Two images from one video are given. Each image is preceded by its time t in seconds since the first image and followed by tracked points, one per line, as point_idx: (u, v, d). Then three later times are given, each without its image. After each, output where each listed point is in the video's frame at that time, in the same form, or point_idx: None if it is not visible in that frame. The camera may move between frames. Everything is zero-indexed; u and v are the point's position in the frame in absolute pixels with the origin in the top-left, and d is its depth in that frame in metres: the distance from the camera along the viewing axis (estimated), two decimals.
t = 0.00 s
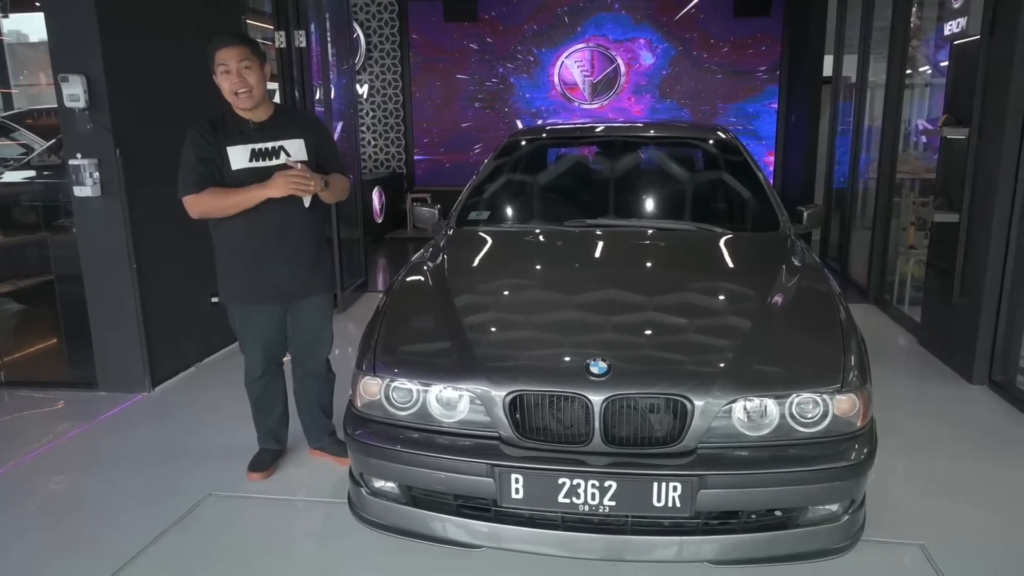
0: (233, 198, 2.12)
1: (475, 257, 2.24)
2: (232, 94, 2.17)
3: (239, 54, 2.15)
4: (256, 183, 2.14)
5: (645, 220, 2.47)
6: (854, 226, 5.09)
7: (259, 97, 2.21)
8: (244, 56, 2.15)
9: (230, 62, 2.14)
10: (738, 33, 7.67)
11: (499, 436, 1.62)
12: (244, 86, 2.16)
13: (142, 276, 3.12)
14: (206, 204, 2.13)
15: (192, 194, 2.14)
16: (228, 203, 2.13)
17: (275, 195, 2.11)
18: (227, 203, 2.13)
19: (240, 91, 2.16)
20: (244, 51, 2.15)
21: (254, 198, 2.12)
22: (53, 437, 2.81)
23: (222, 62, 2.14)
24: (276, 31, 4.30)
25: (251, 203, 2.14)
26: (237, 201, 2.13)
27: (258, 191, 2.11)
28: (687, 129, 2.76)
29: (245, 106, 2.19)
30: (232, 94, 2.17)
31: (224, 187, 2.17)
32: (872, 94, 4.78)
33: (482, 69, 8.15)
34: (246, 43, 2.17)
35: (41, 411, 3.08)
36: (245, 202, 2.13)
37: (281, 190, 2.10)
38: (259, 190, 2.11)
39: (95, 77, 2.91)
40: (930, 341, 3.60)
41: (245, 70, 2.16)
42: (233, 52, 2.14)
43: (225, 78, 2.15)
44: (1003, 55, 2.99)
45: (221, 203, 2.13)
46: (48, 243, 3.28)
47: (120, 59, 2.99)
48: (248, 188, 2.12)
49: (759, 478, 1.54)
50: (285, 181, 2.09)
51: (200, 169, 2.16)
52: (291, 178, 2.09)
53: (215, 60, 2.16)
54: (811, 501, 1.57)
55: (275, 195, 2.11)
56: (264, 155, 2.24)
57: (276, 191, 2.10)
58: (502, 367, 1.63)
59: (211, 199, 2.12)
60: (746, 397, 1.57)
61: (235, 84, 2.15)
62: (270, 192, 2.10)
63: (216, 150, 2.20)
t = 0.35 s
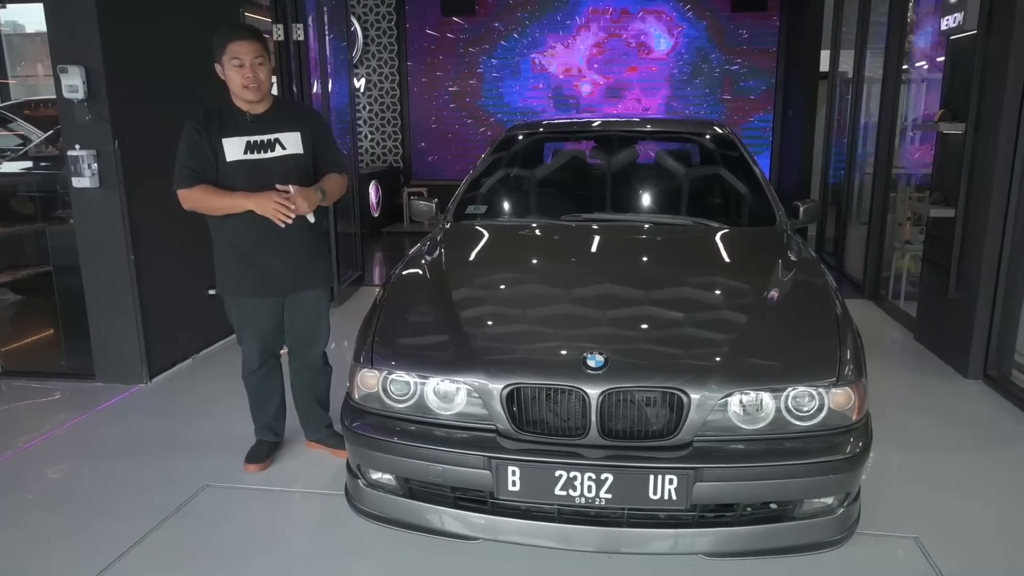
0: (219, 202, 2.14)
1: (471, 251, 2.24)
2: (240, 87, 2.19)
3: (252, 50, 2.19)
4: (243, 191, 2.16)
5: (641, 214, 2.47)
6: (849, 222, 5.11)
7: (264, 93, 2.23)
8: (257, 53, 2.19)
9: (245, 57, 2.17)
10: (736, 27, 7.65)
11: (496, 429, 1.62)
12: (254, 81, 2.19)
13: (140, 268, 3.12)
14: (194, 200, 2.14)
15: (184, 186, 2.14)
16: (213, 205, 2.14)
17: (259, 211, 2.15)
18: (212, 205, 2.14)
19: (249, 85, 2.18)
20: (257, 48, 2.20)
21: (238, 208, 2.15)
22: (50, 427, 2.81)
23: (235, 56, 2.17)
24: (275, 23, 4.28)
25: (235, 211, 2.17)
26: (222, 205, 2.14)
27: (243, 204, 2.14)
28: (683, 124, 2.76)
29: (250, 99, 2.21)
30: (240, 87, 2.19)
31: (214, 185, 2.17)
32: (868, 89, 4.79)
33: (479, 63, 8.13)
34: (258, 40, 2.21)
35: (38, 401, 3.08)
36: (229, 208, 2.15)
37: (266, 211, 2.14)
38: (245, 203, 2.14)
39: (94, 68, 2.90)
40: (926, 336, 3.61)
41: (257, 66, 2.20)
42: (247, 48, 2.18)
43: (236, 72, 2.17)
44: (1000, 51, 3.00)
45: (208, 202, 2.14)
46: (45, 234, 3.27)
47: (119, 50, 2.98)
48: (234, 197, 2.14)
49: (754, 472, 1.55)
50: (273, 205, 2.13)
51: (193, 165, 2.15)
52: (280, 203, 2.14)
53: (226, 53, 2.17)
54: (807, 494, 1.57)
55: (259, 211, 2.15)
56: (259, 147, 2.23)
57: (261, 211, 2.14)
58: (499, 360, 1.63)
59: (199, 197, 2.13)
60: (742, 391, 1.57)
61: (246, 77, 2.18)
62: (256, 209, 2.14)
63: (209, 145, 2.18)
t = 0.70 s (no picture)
0: (205, 180, 2.06)
1: (466, 250, 2.23)
2: (242, 82, 2.18)
3: (255, 46, 2.18)
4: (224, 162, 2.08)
5: (637, 212, 2.47)
6: (845, 220, 5.11)
7: (264, 89, 2.24)
8: (260, 49, 2.19)
9: (248, 52, 2.16)
10: (732, 26, 7.66)
11: (492, 427, 1.62)
12: (256, 76, 2.19)
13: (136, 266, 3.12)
14: (185, 189, 2.09)
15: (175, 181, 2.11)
16: (201, 185, 2.07)
17: (237, 168, 2.04)
18: (201, 186, 2.07)
19: (251, 80, 2.18)
20: (259, 45, 2.20)
21: (220, 176, 2.05)
22: (47, 425, 2.81)
23: (238, 50, 2.15)
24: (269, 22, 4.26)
25: (223, 183, 2.07)
26: (207, 181, 2.06)
27: (222, 170, 2.04)
28: (679, 122, 2.76)
29: (250, 95, 2.21)
30: (243, 83, 2.18)
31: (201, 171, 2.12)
32: (863, 88, 4.80)
33: (476, 61, 8.13)
34: (260, 37, 2.21)
35: (35, 400, 3.08)
36: (214, 181, 2.06)
37: (240, 161, 2.02)
38: (223, 168, 2.04)
39: (91, 67, 2.89)
40: (922, 334, 3.61)
41: (259, 62, 2.20)
42: (250, 43, 2.17)
43: (238, 67, 2.16)
44: (995, 49, 3.00)
45: (196, 186, 2.07)
46: (42, 233, 3.26)
47: (116, 49, 2.98)
48: (216, 168, 2.06)
49: (750, 469, 1.55)
50: (242, 151, 2.01)
51: (185, 162, 2.14)
52: (247, 144, 2.01)
53: (228, 47, 2.15)
54: (803, 492, 1.58)
55: (237, 168, 2.03)
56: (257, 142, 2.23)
57: (237, 164, 2.02)
58: (495, 358, 1.63)
59: (187, 184, 2.08)
60: (738, 388, 1.57)
61: (249, 73, 2.17)
62: (233, 166, 2.02)
63: (205, 141, 2.17)
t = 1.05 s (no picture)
0: (210, 177, 2.05)
1: (463, 247, 2.23)
2: (237, 75, 2.17)
3: (250, 39, 2.18)
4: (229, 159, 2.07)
5: (635, 211, 2.47)
6: (842, 219, 5.10)
7: (260, 84, 2.22)
8: (255, 42, 2.19)
9: (242, 44, 2.16)
10: (730, 24, 7.65)
11: (490, 425, 1.62)
12: (250, 69, 2.18)
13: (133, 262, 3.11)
14: (189, 187, 2.07)
15: (178, 178, 2.10)
16: (205, 183, 2.06)
17: (242, 167, 2.02)
18: (205, 184, 2.06)
19: (245, 72, 2.17)
20: (255, 38, 2.19)
21: (224, 175, 2.04)
22: (43, 421, 2.80)
23: (232, 43, 2.16)
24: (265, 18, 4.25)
25: (227, 181, 2.06)
26: (212, 180, 2.05)
27: (227, 168, 2.02)
28: (677, 121, 2.76)
29: (245, 88, 2.19)
30: (238, 75, 2.17)
31: (205, 168, 2.10)
32: (860, 86, 4.79)
33: (474, 58, 8.11)
34: (256, 30, 2.21)
35: (31, 396, 3.07)
36: (219, 180, 2.05)
37: (246, 160, 2.01)
38: (228, 166, 2.03)
39: (89, 62, 2.88)
40: (919, 332, 3.61)
41: (254, 54, 2.19)
42: (245, 36, 2.17)
43: (232, 59, 2.16)
44: (993, 48, 3.00)
45: (200, 184, 2.06)
46: (38, 228, 3.25)
47: (114, 44, 2.96)
48: (220, 166, 2.05)
49: (748, 468, 1.55)
50: (248, 150, 2.00)
51: (180, 158, 2.13)
52: (252, 142, 2.01)
53: (223, 41, 2.16)
54: (801, 491, 1.58)
55: (242, 167, 2.02)
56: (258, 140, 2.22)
57: (242, 162, 2.01)
58: (493, 356, 1.63)
59: (191, 182, 2.07)
60: (736, 387, 1.57)
61: (242, 65, 2.17)
62: (238, 165, 2.01)
63: (207, 137, 2.16)
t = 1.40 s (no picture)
0: (210, 177, 2.05)
1: (462, 247, 2.22)
2: (238, 73, 2.17)
3: (252, 37, 2.18)
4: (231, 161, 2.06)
5: (634, 210, 2.46)
6: (840, 218, 5.10)
7: (262, 82, 2.21)
8: (257, 40, 2.18)
9: (244, 42, 2.16)
10: (728, 23, 7.64)
11: (490, 425, 1.62)
12: (251, 67, 2.17)
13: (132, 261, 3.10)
14: (189, 186, 2.07)
15: (180, 176, 2.10)
16: (205, 183, 2.05)
17: (243, 169, 2.02)
18: (205, 183, 2.06)
19: (246, 70, 2.16)
20: (257, 36, 2.19)
21: (225, 175, 2.03)
22: (42, 420, 2.80)
23: (234, 41, 2.16)
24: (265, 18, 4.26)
25: (227, 182, 2.05)
26: (212, 180, 2.05)
27: (228, 168, 2.02)
28: (675, 120, 2.75)
29: (246, 86, 2.19)
30: (238, 74, 2.17)
31: (206, 168, 2.10)
32: (858, 85, 4.79)
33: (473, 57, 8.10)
34: (258, 29, 2.21)
35: (29, 394, 3.06)
36: (219, 180, 2.04)
37: (246, 162, 2.00)
38: (229, 167, 2.02)
39: (88, 61, 2.88)
40: (917, 332, 3.61)
41: (256, 53, 2.18)
42: (247, 34, 2.17)
43: (233, 58, 2.16)
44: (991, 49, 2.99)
45: (200, 183, 2.06)
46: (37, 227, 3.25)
47: (113, 42, 2.96)
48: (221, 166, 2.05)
49: (748, 469, 1.55)
50: (249, 152, 1.99)
51: (177, 157, 2.12)
52: (253, 146, 2.00)
53: (225, 40, 2.17)
54: (800, 492, 1.58)
55: (242, 169, 2.02)
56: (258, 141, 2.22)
57: (242, 164, 2.01)
58: (493, 356, 1.62)
59: (192, 181, 2.06)
60: (736, 387, 1.57)
61: (243, 63, 2.16)
62: (238, 167, 2.01)
63: (209, 137, 2.15)
